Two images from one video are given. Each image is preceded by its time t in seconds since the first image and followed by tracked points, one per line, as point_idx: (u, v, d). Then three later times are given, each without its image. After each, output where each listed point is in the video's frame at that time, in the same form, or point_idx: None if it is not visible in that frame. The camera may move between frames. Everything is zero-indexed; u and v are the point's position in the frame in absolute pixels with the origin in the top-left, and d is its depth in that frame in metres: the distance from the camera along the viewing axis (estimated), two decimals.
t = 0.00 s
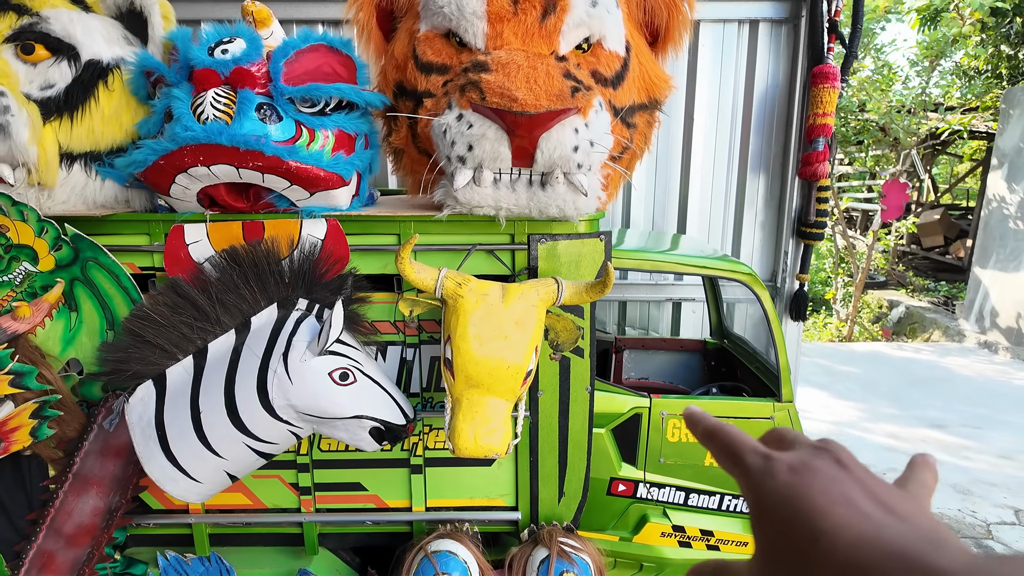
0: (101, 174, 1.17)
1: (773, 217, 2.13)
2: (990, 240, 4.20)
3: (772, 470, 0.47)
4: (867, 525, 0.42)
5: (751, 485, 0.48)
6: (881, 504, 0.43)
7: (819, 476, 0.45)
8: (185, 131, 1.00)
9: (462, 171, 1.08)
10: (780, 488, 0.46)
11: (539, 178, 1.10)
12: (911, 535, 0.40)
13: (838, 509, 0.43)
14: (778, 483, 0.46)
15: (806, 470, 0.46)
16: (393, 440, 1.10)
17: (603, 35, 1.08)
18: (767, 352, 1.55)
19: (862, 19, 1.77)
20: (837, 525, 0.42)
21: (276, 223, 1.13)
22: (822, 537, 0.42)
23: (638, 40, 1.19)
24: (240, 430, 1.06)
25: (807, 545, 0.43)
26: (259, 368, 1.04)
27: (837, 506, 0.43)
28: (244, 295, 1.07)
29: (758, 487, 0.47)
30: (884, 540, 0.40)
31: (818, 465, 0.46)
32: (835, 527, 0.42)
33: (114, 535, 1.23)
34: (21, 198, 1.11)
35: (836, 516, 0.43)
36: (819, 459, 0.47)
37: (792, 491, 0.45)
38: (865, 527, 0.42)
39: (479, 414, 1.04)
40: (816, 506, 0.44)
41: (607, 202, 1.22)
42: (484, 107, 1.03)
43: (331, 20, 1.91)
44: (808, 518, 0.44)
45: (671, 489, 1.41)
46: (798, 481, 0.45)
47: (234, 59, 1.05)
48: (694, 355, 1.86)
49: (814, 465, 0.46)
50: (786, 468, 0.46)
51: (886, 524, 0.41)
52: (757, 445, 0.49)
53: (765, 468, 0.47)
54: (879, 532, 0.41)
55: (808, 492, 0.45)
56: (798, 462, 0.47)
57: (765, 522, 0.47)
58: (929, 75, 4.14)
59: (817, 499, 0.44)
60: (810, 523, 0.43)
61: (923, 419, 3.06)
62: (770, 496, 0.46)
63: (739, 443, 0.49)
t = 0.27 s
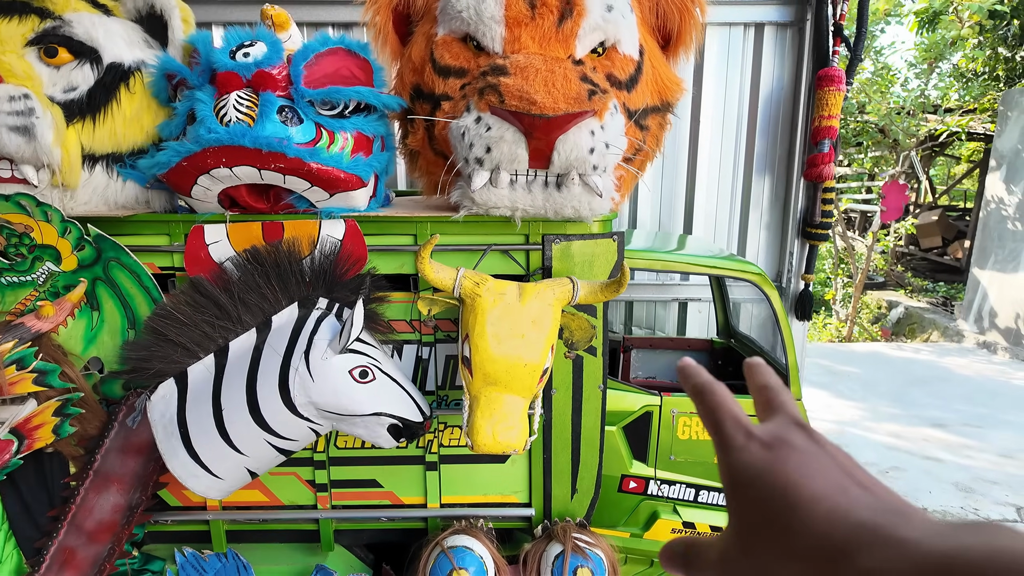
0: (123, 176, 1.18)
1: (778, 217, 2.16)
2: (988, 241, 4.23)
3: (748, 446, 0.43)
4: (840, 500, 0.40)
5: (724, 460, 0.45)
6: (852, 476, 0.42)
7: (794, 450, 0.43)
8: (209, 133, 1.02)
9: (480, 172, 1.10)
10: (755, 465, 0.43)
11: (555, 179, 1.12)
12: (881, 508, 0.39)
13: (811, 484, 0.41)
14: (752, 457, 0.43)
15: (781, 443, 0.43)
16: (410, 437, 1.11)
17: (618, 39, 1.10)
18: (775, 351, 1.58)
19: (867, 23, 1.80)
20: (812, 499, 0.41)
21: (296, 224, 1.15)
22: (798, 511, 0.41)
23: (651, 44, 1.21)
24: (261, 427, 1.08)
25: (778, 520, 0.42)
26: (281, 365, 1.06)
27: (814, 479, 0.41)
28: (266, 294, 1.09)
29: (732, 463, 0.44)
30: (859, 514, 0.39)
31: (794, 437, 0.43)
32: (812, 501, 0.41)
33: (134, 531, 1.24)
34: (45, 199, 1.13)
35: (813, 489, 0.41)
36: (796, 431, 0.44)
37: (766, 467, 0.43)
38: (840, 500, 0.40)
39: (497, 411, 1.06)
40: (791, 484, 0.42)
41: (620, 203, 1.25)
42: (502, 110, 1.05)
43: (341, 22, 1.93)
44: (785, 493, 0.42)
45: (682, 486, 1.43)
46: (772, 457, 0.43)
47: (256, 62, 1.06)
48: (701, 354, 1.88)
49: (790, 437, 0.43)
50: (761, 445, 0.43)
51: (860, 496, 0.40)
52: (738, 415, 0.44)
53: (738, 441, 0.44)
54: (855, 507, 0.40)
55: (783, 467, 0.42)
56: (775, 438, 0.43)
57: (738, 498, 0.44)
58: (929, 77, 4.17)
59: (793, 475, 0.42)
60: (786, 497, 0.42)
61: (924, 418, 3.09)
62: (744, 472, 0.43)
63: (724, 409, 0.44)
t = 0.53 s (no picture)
0: (152, 175, 1.21)
1: (787, 217, 2.18)
2: (991, 241, 4.24)
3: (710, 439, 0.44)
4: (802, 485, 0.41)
5: (687, 455, 0.45)
6: (813, 463, 0.43)
7: (754, 441, 0.44)
8: (240, 133, 1.05)
9: (502, 172, 1.13)
10: (718, 456, 0.44)
11: (575, 179, 1.15)
12: (841, 491, 0.40)
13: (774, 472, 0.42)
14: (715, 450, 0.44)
15: (742, 435, 0.44)
16: (432, 431, 1.14)
17: (637, 42, 1.13)
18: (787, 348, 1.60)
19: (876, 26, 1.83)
20: (776, 486, 0.41)
21: (322, 222, 1.18)
22: (763, 500, 0.41)
23: (668, 47, 1.24)
24: (289, 420, 1.10)
25: (744, 509, 0.42)
26: (308, 360, 1.09)
27: (776, 467, 0.42)
28: (294, 291, 1.12)
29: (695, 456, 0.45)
30: (821, 498, 0.40)
31: (754, 429, 0.45)
32: (776, 488, 0.41)
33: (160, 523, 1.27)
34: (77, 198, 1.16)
35: (776, 478, 0.42)
36: (754, 423, 0.45)
37: (728, 458, 0.43)
38: (803, 486, 0.41)
39: (519, 406, 1.08)
40: (754, 472, 0.43)
41: (637, 203, 1.27)
42: (526, 111, 1.07)
43: (355, 25, 1.96)
44: (748, 482, 0.42)
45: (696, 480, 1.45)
46: (734, 449, 0.44)
47: (285, 65, 1.10)
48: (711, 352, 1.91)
49: (749, 428, 0.45)
50: (722, 437, 0.44)
51: (821, 481, 0.41)
52: (695, 408, 0.46)
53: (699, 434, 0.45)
54: (816, 491, 0.40)
55: (745, 458, 0.43)
56: (735, 430, 0.45)
57: (702, 493, 0.45)
58: (932, 79, 4.20)
59: (755, 464, 0.43)
60: (749, 486, 0.42)
61: (928, 417, 3.11)
62: (708, 463, 0.44)
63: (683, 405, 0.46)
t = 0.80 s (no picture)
0: (184, 174, 1.24)
1: (801, 217, 2.20)
2: (1001, 240, 4.18)
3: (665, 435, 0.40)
4: (762, 479, 0.37)
5: (644, 456, 0.41)
6: (769, 453, 0.38)
7: (710, 435, 0.40)
8: (273, 133, 1.08)
9: (527, 171, 1.15)
10: (673, 454, 0.40)
11: (598, 178, 1.17)
12: (800, 481, 0.36)
13: (733, 467, 0.38)
14: (671, 449, 0.40)
15: (696, 430, 0.40)
16: (457, 425, 1.16)
17: (661, 43, 1.15)
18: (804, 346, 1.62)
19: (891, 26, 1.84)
20: (735, 481, 0.37)
21: (349, 220, 1.21)
22: (722, 498, 0.37)
23: (690, 48, 1.26)
24: (318, 414, 1.12)
25: (705, 511, 0.37)
26: (338, 355, 1.11)
27: (733, 461, 0.38)
28: (324, 288, 1.14)
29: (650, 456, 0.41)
30: (782, 490, 0.35)
31: (707, 424, 0.41)
32: (737, 484, 0.37)
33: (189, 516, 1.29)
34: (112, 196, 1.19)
35: (735, 473, 0.37)
36: (709, 418, 0.41)
37: (684, 455, 0.39)
38: (763, 481, 0.36)
39: (544, 401, 1.10)
40: (712, 468, 0.38)
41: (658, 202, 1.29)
42: (553, 111, 1.10)
43: (374, 27, 1.99)
44: (707, 481, 0.38)
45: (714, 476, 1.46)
46: (690, 446, 0.39)
47: (315, 66, 1.12)
48: (727, 351, 1.91)
49: (702, 423, 0.41)
50: (679, 433, 0.40)
51: (780, 472, 0.37)
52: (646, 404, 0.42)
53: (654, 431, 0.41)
54: (777, 482, 0.36)
55: (701, 454, 0.39)
56: (689, 425, 0.41)
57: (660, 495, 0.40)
58: (942, 79, 4.19)
59: (711, 460, 0.38)
60: (709, 484, 0.38)
61: (940, 417, 3.11)
62: (664, 464, 0.40)
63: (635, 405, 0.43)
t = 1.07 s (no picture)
0: (212, 176, 1.27)
1: (822, 219, 2.18)
2: None
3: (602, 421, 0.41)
4: (697, 468, 0.36)
5: (583, 442, 0.41)
6: (706, 441, 0.38)
7: (649, 421, 0.39)
8: (301, 136, 1.10)
9: (550, 173, 1.16)
10: (611, 440, 0.40)
11: (621, 180, 1.18)
12: (734, 471, 0.35)
13: (669, 455, 0.37)
14: (609, 436, 0.40)
15: (634, 415, 0.40)
16: (478, 426, 1.17)
17: (684, 46, 1.15)
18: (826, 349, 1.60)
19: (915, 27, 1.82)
20: (672, 471, 0.36)
21: (374, 222, 1.22)
22: (660, 489, 0.36)
23: (713, 50, 1.26)
24: (342, 414, 1.14)
25: (641, 501, 0.37)
26: (363, 355, 1.13)
27: (671, 450, 0.37)
28: (349, 289, 1.15)
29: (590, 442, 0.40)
30: (716, 482, 0.35)
31: (644, 407, 0.40)
32: (673, 473, 0.36)
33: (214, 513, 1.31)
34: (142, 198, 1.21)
35: (671, 463, 0.37)
36: (645, 401, 0.41)
37: (621, 441, 0.39)
38: (699, 472, 0.36)
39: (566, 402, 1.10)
40: (648, 455, 0.38)
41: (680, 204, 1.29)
42: (577, 114, 1.10)
43: (395, 29, 2.01)
44: (642, 470, 0.37)
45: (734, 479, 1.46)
46: (628, 433, 0.39)
47: (342, 70, 1.14)
48: (747, 353, 1.91)
49: (638, 406, 0.40)
50: (615, 417, 0.40)
51: (716, 461, 0.36)
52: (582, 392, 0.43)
53: (594, 418, 0.41)
54: (710, 473, 0.35)
55: (639, 442, 0.38)
56: (626, 407, 0.41)
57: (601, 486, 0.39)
58: (964, 78, 4.13)
59: (648, 448, 0.38)
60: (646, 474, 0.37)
61: (961, 421, 3.07)
62: (603, 449, 0.40)
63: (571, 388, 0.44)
